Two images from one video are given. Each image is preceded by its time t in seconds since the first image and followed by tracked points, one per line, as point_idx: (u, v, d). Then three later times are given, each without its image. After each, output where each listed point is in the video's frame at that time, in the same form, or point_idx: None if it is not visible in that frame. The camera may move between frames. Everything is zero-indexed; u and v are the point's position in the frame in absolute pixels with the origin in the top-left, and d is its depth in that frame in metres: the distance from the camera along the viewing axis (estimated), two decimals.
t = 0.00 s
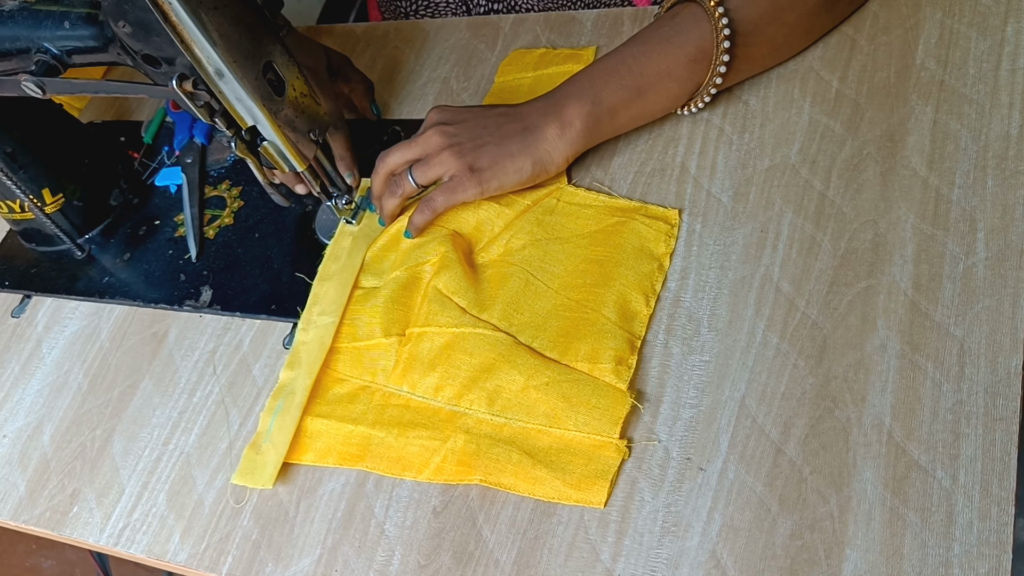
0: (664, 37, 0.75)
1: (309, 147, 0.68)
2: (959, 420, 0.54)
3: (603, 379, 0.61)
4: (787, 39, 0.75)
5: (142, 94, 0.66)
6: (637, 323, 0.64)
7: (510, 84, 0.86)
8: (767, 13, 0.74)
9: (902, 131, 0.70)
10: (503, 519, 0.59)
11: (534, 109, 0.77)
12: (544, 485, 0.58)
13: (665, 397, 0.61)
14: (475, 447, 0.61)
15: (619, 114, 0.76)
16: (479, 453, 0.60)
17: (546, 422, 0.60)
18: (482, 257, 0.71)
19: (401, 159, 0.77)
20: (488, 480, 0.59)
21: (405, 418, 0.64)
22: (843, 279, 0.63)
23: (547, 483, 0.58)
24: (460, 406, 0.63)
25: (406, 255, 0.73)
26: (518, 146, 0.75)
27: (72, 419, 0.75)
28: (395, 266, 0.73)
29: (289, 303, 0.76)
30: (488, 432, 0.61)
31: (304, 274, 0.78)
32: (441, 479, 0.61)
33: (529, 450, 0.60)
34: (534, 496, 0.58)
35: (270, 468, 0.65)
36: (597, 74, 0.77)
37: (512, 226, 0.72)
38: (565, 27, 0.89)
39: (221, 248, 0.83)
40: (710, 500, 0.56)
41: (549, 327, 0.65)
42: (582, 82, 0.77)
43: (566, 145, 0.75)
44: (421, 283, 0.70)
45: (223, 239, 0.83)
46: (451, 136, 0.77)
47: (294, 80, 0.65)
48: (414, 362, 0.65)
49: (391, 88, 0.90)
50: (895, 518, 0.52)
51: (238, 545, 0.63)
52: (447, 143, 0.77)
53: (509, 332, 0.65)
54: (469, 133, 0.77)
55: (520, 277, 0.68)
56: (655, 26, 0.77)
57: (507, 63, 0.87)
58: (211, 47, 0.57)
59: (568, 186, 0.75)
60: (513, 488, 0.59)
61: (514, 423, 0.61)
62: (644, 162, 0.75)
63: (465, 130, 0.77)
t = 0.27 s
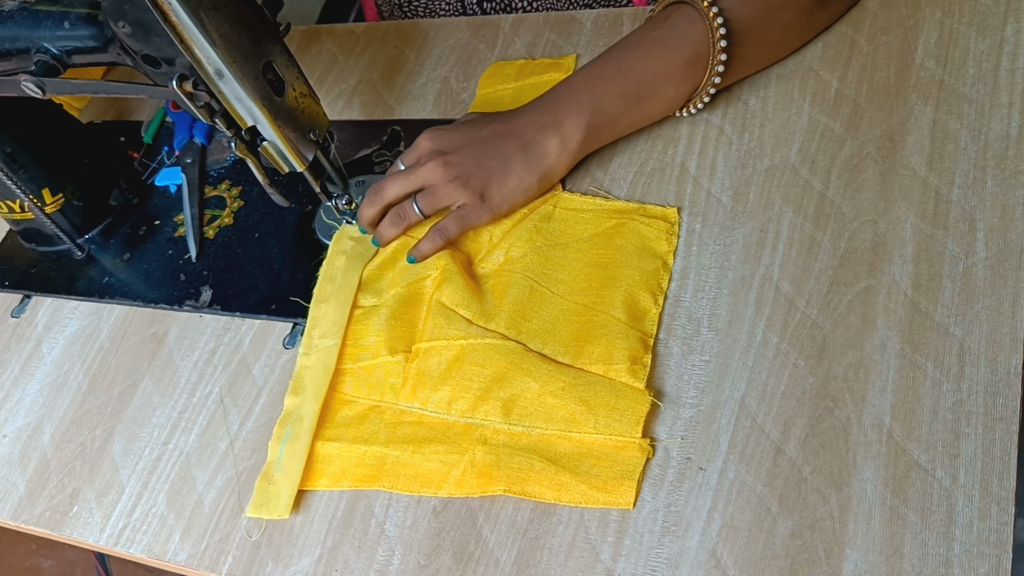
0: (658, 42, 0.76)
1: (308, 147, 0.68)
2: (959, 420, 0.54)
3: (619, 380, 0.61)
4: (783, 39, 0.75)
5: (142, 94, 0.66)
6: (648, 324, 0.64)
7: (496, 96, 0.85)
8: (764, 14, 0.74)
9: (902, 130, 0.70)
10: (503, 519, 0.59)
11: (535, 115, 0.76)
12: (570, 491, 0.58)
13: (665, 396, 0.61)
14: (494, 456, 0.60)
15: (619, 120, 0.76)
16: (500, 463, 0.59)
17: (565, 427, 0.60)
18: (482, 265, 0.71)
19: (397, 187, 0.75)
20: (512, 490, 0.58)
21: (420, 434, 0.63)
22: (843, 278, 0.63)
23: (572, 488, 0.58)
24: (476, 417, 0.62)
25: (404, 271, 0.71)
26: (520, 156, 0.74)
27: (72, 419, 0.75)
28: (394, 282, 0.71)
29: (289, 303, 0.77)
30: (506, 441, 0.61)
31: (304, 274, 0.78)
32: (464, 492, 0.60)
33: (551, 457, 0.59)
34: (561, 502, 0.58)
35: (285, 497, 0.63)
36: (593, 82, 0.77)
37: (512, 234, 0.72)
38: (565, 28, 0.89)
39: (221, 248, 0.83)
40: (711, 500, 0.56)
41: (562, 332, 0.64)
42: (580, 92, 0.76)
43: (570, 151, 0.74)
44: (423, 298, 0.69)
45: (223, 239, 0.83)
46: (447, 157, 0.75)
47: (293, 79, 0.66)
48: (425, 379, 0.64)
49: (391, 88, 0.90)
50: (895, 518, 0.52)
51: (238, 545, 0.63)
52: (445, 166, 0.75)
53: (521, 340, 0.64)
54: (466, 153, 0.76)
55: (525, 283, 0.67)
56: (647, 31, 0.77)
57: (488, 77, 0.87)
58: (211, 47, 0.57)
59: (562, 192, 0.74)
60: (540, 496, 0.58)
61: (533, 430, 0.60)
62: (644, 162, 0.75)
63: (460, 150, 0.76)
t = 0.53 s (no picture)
0: (628, 38, 0.76)
1: (308, 146, 0.68)
2: (959, 420, 0.54)
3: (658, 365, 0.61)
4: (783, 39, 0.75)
5: (142, 94, 0.65)
6: (678, 307, 0.64)
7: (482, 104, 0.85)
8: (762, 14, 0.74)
9: (902, 130, 0.70)
10: (503, 520, 0.59)
11: (511, 113, 0.77)
12: (629, 477, 0.57)
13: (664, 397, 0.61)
14: (543, 452, 0.59)
15: (594, 115, 0.76)
16: (551, 457, 0.59)
17: (609, 415, 0.59)
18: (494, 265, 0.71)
19: (386, 209, 0.73)
20: (569, 485, 0.58)
21: (460, 442, 0.61)
22: (843, 279, 0.63)
23: (631, 475, 0.57)
24: (517, 416, 0.61)
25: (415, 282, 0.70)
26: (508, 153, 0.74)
27: (72, 419, 0.75)
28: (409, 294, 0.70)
29: (289, 303, 0.77)
30: (552, 436, 0.60)
31: (304, 274, 0.78)
32: (518, 493, 0.58)
33: (601, 446, 0.59)
34: (619, 489, 0.57)
35: (328, 519, 0.61)
36: (568, 78, 0.77)
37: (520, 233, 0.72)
38: (566, 28, 0.89)
39: (221, 248, 0.83)
40: (711, 500, 0.56)
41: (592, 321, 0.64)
42: (554, 87, 0.77)
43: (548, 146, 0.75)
44: (442, 307, 0.68)
45: (223, 239, 0.83)
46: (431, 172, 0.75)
47: (293, 79, 0.66)
48: (457, 387, 0.63)
49: (391, 88, 0.90)
50: (895, 518, 0.52)
51: (238, 545, 0.63)
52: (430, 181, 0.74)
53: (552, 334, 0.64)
54: (448, 164, 0.75)
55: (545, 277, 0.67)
56: (618, 27, 0.77)
57: (470, 86, 0.87)
58: (211, 47, 0.57)
59: (562, 189, 0.75)
60: (601, 486, 0.57)
61: (580, 422, 0.60)
62: (644, 162, 0.75)
63: (442, 164, 0.76)
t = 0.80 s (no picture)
0: (626, 35, 0.77)
1: (308, 146, 0.68)
2: (958, 420, 0.55)
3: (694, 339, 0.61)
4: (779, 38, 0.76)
5: (142, 94, 0.65)
6: (705, 285, 0.65)
7: (473, 115, 0.85)
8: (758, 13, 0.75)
9: (902, 130, 0.70)
10: (503, 519, 0.59)
11: (514, 114, 0.77)
12: (685, 454, 0.57)
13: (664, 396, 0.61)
14: (595, 435, 0.59)
15: (596, 113, 0.76)
16: (604, 439, 0.58)
17: (652, 394, 0.59)
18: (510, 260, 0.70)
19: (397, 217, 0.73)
20: (627, 467, 0.57)
21: (505, 439, 0.61)
22: (843, 278, 0.63)
23: (688, 450, 0.57)
24: (563, 405, 0.60)
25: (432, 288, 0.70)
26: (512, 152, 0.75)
27: (72, 419, 0.75)
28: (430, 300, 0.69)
29: (289, 303, 0.77)
30: (599, 420, 0.59)
31: (304, 274, 0.78)
32: (577, 480, 0.58)
33: (652, 424, 0.59)
34: (678, 464, 0.57)
35: (380, 532, 0.59)
36: (569, 77, 0.77)
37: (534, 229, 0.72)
38: (565, 28, 0.89)
39: (221, 248, 0.83)
40: (710, 499, 0.56)
41: (624, 304, 0.65)
42: (554, 86, 0.77)
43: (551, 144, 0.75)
44: (466, 308, 0.68)
45: (223, 239, 0.83)
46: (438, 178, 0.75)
47: (293, 80, 0.66)
48: (493, 385, 0.62)
49: (391, 88, 0.90)
50: (895, 517, 0.52)
51: (237, 545, 0.63)
52: (438, 187, 0.74)
53: (583, 321, 0.64)
54: (455, 169, 0.75)
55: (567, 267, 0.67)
56: (615, 28, 0.78)
57: (454, 98, 0.86)
58: (211, 47, 0.57)
59: (569, 183, 0.75)
60: (659, 464, 0.57)
61: (628, 403, 0.60)
62: (644, 162, 0.75)
63: (448, 169, 0.75)
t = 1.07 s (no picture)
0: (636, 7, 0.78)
1: (308, 146, 0.68)
2: (958, 420, 0.55)
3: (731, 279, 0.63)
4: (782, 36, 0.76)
5: (141, 94, 0.65)
6: (733, 231, 0.67)
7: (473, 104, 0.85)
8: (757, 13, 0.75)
9: (902, 130, 0.70)
10: (503, 519, 0.59)
11: (522, 74, 0.78)
12: (747, 385, 0.59)
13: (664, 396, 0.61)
14: (657, 379, 0.60)
15: (602, 82, 0.77)
16: (665, 381, 0.60)
17: (699, 335, 0.61)
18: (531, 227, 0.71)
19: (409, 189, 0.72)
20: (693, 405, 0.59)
21: (564, 398, 0.61)
22: (843, 278, 0.63)
23: (750, 385, 0.59)
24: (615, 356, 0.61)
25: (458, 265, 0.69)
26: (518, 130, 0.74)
27: (72, 418, 0.75)
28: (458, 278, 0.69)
29: (289, 303, 0.76)
30: (655, 363, 0.61)
31: (304, 274, 0.78)
32: (645, 424, 0.59)
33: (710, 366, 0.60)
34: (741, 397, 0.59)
35: (455, 504, 0.59)
36: (575, 46, 0.78)
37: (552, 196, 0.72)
38: (565, 27, 0.89)
39: (221, 248, 0.83)
40: (710, 499, 0.56)
41: (662, 252, 0.66)
42: (563, 54, 0.78)
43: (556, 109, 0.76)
44: (498, 281, 0.67)
45: (223, 239, 0.83)
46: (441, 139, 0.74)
47: (293, 79, 0.66)
48: (541, 349, 0.62)
49: (391, 88, 0.90)
50: (895, 517, 0.52)
51: (237, 545, 0.63)
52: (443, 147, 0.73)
53: (622, 275, 0.65)
54: (458, 131, 0.75)
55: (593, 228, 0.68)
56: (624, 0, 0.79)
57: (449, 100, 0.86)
58: (211, 46, 0.57)
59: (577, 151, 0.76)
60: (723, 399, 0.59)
61: (683, 347, 0.61)
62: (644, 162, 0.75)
63: (451, 129, 0.75)
